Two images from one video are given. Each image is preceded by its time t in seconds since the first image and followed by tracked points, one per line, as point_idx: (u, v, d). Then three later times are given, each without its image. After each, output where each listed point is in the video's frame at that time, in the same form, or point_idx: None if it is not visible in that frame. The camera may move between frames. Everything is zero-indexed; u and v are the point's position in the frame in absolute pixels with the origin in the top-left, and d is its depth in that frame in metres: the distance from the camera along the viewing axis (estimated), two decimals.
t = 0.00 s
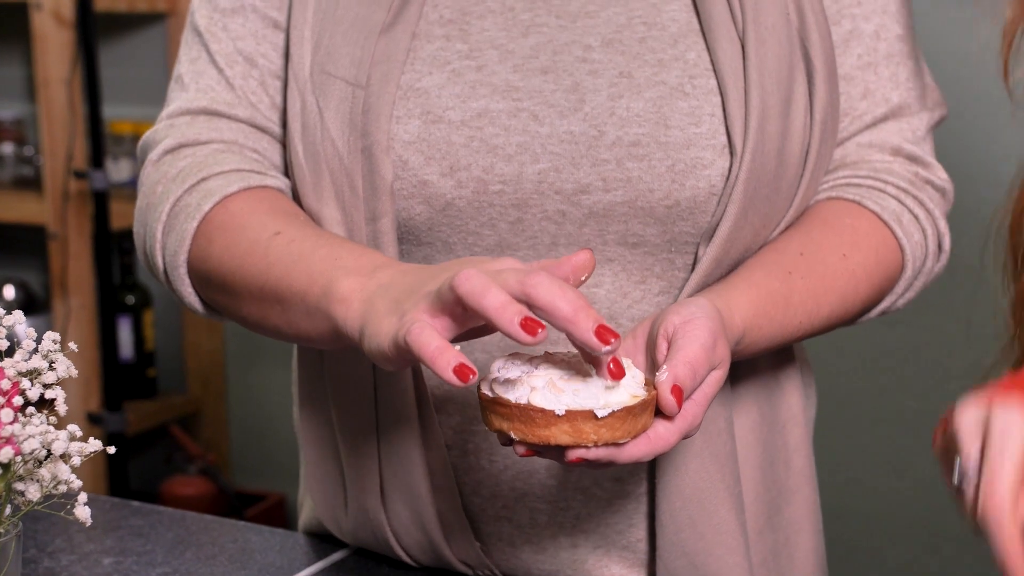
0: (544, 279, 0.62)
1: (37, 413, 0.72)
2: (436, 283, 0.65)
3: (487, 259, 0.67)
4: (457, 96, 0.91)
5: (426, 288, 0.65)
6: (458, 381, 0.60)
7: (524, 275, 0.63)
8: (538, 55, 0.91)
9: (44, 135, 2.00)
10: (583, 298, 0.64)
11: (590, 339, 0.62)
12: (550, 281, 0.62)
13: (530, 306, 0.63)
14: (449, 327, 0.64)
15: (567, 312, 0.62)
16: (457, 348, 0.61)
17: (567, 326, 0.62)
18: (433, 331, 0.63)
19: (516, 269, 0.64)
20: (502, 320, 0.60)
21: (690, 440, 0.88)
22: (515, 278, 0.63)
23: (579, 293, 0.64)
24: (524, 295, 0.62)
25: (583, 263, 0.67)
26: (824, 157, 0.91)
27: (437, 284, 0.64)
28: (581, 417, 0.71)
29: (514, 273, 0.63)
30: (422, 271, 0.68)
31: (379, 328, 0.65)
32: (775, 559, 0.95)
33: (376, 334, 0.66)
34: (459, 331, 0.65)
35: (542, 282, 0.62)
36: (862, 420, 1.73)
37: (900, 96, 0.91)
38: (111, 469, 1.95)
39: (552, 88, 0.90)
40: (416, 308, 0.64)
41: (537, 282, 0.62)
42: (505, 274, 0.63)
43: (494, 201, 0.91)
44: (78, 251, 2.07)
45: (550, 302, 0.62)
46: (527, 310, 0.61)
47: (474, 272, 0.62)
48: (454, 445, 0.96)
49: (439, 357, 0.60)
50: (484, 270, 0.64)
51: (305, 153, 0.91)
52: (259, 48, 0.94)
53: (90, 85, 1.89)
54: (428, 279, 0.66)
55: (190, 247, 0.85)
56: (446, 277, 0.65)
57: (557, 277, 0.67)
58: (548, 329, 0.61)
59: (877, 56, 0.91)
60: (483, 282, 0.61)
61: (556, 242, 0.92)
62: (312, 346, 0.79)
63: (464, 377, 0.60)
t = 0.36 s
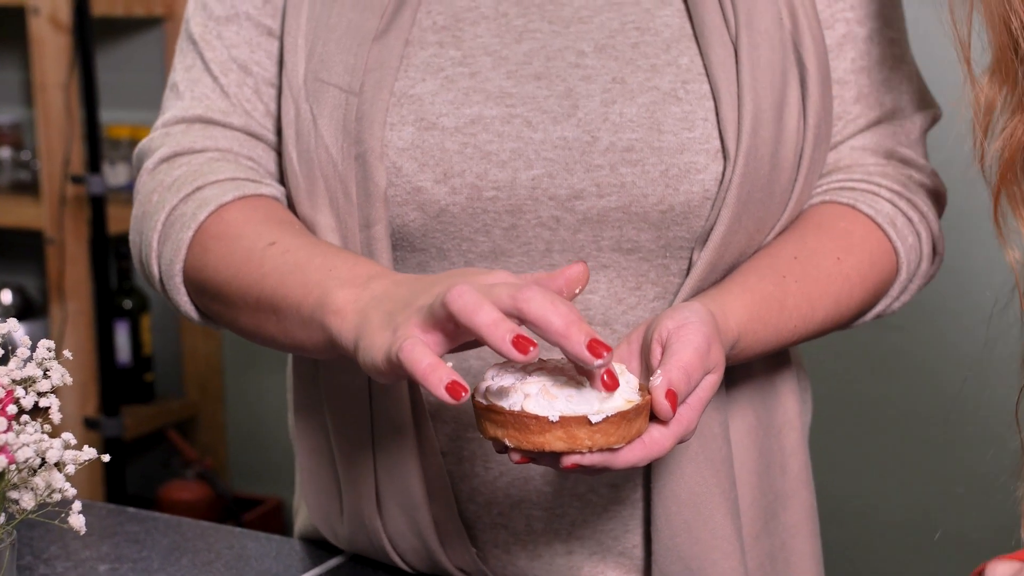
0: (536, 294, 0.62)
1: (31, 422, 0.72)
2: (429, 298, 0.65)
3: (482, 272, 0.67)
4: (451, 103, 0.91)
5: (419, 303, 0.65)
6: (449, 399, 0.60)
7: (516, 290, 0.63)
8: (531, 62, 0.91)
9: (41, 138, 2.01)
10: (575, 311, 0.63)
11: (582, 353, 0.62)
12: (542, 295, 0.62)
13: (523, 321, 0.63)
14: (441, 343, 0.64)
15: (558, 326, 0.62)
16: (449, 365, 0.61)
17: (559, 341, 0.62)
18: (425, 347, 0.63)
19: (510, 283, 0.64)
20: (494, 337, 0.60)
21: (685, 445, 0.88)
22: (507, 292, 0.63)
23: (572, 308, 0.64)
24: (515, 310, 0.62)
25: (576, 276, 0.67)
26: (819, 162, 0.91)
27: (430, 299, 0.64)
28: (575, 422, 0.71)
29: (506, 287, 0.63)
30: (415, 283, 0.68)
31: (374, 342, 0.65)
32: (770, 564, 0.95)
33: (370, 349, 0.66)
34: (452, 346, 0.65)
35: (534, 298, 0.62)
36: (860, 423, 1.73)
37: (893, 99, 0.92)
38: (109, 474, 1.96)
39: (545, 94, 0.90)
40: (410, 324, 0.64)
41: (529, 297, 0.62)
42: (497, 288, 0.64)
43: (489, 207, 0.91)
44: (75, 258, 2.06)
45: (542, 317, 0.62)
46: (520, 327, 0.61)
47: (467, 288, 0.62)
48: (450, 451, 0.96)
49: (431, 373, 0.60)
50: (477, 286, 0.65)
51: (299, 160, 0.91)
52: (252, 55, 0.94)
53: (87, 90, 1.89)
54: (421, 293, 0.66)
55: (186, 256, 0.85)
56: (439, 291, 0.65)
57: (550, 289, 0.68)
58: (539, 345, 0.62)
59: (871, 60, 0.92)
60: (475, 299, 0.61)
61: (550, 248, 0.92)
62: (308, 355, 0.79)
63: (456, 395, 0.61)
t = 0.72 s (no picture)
0: (534, 291, 0.62)
1: (30, 424, 0.72)
2: (426, 292, 0.64)
3: (478, 265, 0.67)
4: (447, 99, 0.91)
5: (416, 296, 0.64)
6: (448, 399, 0.60)
7: (513, 286, 0.62)
8: (527, 58, 0.91)
9: (40, 142, 2.01)
10: (574, 307, 0.63)
11: (579, 351, 0.62)
12: (539, 291, 0.62)
13: (520, 318, 0.62)
14: (438, 339, 0.64)
15: (556, 324, 0.61)
16: (447, 363, 0.61)
17: (557, 340, 0.61)
18: (422, 344, 0.63)
19: (507, 278, 0.63)
20: (494, 336, 0.60)
21: (685, 443, 0.88)
22: (504, 289, 0.62)
23: (571, 304, 0.63)
24: (513, 307, 0.62)
25: (574, 267, 0.67)
26: (815, 158, 0.91)
27: (426, 294, 0.64)
28: (574, 407, 0.71)
29: (503, 283, 0.63)
30: (411, 275, 0.67)
31: (371, 336, 0.65)
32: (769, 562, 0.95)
33: (368, 344, 0.65)
34: (449, 343, 0.65)
35: (531, 295, 0.61)
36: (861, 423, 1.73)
37: (891, 94, 0.92)
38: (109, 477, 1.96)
39: (541, 90, 0.90)
40: (407, 319, 0.64)
41: (527, 294, 0.61)
42: (495, 283, 0.63)
43: (485, 204, 0.90)
44: (75, 260, 2.06)
45: (540, 314, 0.61)
46: (519, 325, 0.61)
47: (465, 286, 0.61)
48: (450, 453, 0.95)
49: (429, 373, 0.60)
50: (474, 280, 0.64)
51: (296, 159, 0.91)
52: (246, 52, 0.94)
53: (86, 92, 1.89)
54: (418, 287, 0.65)
55: (180, 250, 0.85)
56: (436, 285, 0.64)
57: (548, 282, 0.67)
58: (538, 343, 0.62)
59: (869, 55, 0.92)
60: (473, 296, 0.61)
61: (547, 246, 0.92)
62: (305, 350, 0.78)
63: (455, 395, 0.60)
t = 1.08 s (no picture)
0: (537, 291, 0.62)
1: (33, 428, 0.72)
2: (427, 292, 0.64)
3: (480, 267, 0.67)
4: (449, 108, 0.91)
5: (417, 298, 0.65)
6: (453, 395, 0.60)
7: (517, 286, 0.62)
8: (529, 67, 0.92)
9: (41, 143, 2.02)
10: (576, 309, 0.63)
11: (582, 353, 0.62)
12: (543, 292, 0.62)
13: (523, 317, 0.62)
14: (441, 337, 0.64)
15: (559, 325, 0.61)
16: (451, 359, 0.61)
17: (560, 340, 0.62)
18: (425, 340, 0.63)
19: (510, 279, 0.64)
20: (499, 333, 0.60)
21: (685, 451, 0.88)
22: (508, 288, 0.63)
23: (573, 305, 0.64)
24: (515, 307, 0.62)
25: (576, 273, 0.67)
26: (816, 167, 0.92)
27: (428, 294, 0.64)
28: (576, 421, 0.71)
29: (506, 283, 0.63)
30: (412, 279, 0.68)
31: (373, 338, 0.65)
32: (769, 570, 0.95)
33: (370, 346, 0.65)
34: (452, 341, 0.65)
35: (535, 295, 0.62)
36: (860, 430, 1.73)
37: (892, 104, 0.92)
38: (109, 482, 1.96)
39: (543, 99, 0.91)
40: (409, 318, 0.64)
41: (531, 294, 0.62)
42: (499, 283, 0.63)
43: (487, 213, 0.91)
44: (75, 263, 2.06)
45: (543, 314, 0.61)
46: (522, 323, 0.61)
47: (470, 284, 0.62)
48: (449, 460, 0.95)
49: (432, 369, 0.60)
50: (476, 282, 0.64)
51: (298, 167, 0.91)
52: (249, 61, 0.94)
53: (88, 96, 1.89)
54: (419, 289, 0.66)
55: (184, 258, 0.85)
56: (437, 286, 0.65)
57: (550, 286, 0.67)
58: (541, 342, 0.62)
59: (870, 65, 0.92)
60: (478, 294, 0.61)
61: (548, 254, 0.92)
62: (307, 356, 0.79)
63: (458, 390, 0.61)
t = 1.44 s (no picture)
0: (543, 306, 0.62)
1: (34, 435, 0.72)
2: (434, 306, 0.65)
3: (485, 280, 0.68)
4: (449, 118, 0.92)
5: (424, 311, 0.65)
6: (458, 409, 0.61)
7: (523, 301, 0.62)
8: (530, 77, 0.92)
9: (40, 148, 2.01)
10: (581, 322, 0.63)
11: (588, 365, 0.62)
12: (549, 306, 0.62)
13: (529, 332, 0.62)
14: (445, 349, 0.64)
15: (565, 339, 0.61)
16: (457, 373, 0.61)
17: (566, 353, 0.62)
18: (431, 354, 0.63)
19: (515, 293, 0.64)
20: (500, 347, 0.61)
21: (686, 460, 0.88)
22: (513, 303, 0.63)
23: (578, 318, 0.64)
24: (522, 321, 0.62)
25: (581, 281, 0.67)
26: (816, 177, 0.92)
27: (435, 308, 0.64)
28: (581, 432, 0.72)
29: (512, 298, 0.63)
30: (419, 291, 0.68)
31: (378, 350, 0.66)
32: None
33: (375, 357, 0.66)
34: (457, 355, 0.66)
35: (541, 310, 0.62)
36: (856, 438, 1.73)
37: (891, 114, 0.92)
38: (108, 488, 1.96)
39: (544, 109, 0.91)
40: (416, 331, 0.64)
41: (537, 309, 0.62)
42: (504, 298, 0.63)
43: (487, 222, 0.91)
44: (74, 268, 2.06)
45: (549, 328, 0.61)
46: (527, 337, 0.61)
47: (473, 297, 0.62)
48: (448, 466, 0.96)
49: (439, 383, 0.60)
50: (482, 295, 0.65)
51: (300, 176, 0.91)
52: (251, 70, 0.94)
53: (87, 101, 1.89)
54: (426, 302, 0.66)
55: (188, 267, 0.85)
56: (444, 300, 0.65)
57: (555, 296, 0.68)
58: (546, 355, 0.62)
59: (868, 75, 0.92)
60: (482, 309, 0.61)
61: (548, 263, 0.92)
62: (311, 366, 0.79)
63: (465, 404, 0.61)
